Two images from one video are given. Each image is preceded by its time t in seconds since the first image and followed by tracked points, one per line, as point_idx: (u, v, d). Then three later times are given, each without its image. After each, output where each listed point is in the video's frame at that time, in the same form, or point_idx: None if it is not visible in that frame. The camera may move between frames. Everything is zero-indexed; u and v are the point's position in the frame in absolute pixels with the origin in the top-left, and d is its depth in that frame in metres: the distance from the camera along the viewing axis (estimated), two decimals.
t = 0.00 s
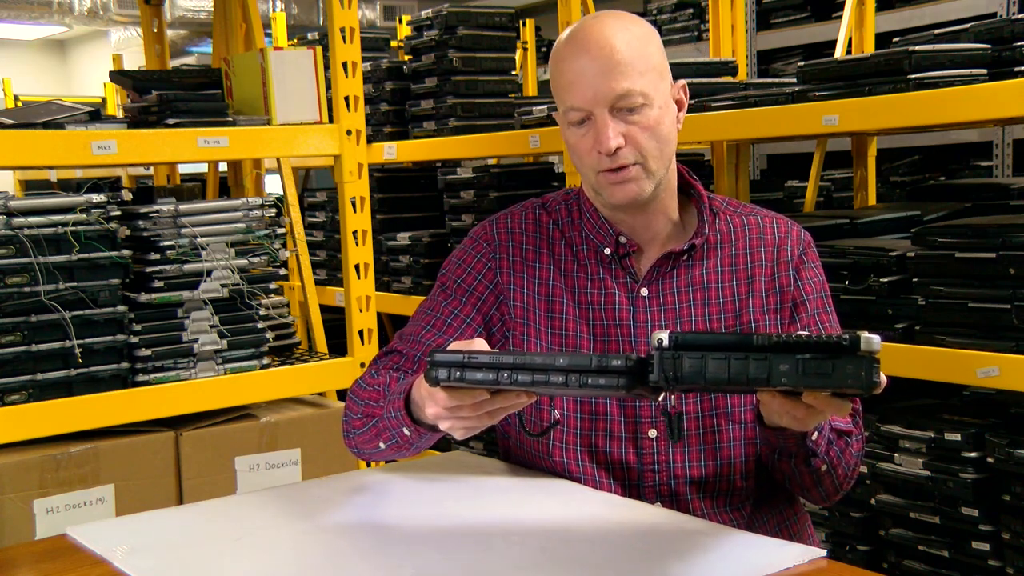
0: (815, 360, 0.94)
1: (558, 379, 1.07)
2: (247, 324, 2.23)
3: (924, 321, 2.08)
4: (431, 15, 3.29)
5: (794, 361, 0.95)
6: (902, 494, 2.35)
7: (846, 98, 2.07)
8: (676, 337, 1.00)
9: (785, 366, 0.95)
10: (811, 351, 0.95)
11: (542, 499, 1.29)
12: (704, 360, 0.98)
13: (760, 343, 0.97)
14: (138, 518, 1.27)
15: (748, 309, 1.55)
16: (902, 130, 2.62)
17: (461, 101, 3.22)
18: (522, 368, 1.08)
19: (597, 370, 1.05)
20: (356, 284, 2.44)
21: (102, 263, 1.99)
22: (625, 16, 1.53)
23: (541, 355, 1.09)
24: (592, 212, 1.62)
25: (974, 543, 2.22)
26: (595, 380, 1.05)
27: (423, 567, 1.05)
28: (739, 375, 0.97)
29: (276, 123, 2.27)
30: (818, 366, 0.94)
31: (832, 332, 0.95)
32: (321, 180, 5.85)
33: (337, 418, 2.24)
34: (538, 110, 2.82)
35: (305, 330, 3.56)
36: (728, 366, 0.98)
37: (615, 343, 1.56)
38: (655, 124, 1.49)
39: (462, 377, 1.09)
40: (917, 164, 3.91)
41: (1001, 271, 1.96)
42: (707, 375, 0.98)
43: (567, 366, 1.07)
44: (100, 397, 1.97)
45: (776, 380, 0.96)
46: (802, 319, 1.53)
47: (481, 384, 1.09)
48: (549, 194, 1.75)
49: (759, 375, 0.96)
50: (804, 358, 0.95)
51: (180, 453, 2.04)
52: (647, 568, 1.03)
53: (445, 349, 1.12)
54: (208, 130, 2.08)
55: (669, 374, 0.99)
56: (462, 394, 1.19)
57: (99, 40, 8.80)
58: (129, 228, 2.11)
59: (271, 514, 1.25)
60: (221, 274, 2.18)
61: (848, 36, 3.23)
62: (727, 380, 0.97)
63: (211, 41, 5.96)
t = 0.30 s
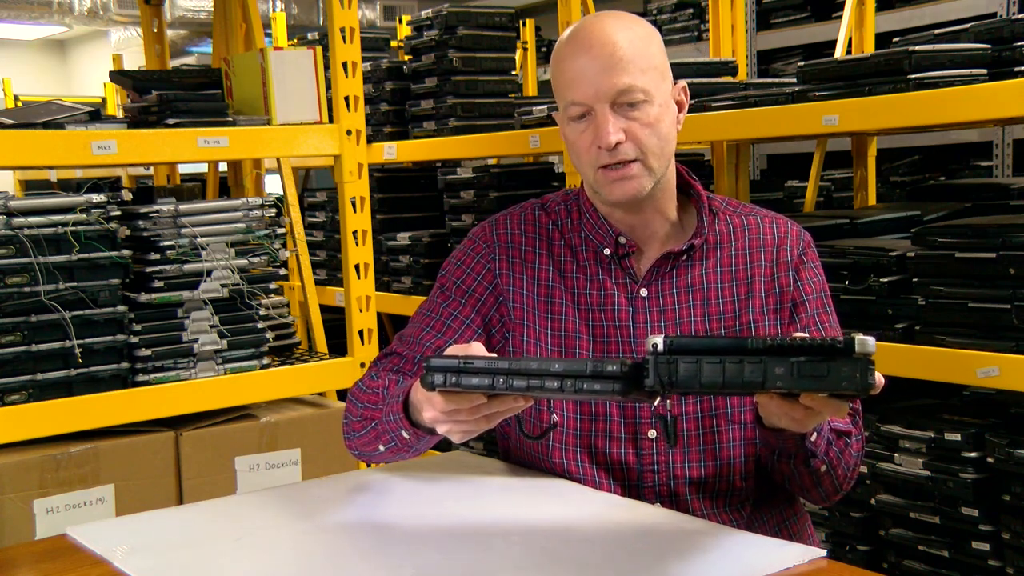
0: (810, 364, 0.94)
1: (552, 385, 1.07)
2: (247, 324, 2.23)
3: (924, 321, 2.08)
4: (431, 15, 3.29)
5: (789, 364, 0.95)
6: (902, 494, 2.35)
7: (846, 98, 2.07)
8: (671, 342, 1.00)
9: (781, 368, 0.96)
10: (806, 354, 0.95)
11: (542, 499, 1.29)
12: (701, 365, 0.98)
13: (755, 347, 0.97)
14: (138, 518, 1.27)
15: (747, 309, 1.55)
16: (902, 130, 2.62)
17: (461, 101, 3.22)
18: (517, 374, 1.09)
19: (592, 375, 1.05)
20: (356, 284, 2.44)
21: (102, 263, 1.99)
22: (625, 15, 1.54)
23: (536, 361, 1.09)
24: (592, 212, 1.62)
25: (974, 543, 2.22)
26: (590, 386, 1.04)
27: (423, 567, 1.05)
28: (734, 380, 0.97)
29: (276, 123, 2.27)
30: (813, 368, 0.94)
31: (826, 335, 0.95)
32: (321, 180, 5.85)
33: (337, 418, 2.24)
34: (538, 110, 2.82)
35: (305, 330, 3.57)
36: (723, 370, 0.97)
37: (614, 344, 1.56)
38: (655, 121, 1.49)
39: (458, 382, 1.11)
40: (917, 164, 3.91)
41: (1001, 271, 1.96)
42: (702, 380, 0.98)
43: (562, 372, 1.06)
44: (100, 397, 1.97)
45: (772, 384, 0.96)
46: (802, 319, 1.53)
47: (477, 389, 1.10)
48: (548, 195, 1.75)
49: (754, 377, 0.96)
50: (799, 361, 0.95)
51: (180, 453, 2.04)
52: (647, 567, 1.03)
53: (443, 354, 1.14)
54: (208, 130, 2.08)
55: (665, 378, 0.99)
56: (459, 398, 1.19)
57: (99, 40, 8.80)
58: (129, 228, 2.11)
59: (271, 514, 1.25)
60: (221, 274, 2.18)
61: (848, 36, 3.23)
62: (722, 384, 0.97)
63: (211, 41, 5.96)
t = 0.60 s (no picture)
0: (762, 388, 0.92)
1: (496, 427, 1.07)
2: (247, 324, 2.23)
3: (924, 321, 2.08)
4: (431, 15, 3.29)
5: (741, 388, 0.93)
6: (902, 494, 2.35)
7: (846, 98, 2.07)
8: (631, 361, 1.01)
9: (734, 392, 0.94)
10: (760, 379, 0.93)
11: (542, 498, 1.29)
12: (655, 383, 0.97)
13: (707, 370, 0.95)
14: (139, 518, 1.27)
15: (750, 311, 1.53)
16: (901, 130, 2.62)
17: (461, 101, 3.22)
18: (467, 408, 1.09)
19: (535, 417, 1.03)
20: (356, 284, 2.44)
21: (102, 263, 1.99)
22: (636, 14, 1.54)
23: (486, 399, 1.09)
24: (596, 212, 1.62)
25: (974, 543, 2.22)
26: (531, 427, 1.03)
27: (424, 567, 1.05)
28: (686, 401, 0.96)
29: (276, 123, 2.27)
30: (765, 394, 0.92)
31: (782, 362, 0.94)
32: (321, 180, 5.85)
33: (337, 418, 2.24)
34: (538, 110, 2.82)
35: (305, 330, 3.57)
36: (678, 390, 0.96)
37: (615, 344, 1.55)
38: (664, 122, 1.49)
39: (409, 413, 1.14)
40: (917, 164, 3.91)
41: (1001, 271, 1.96)
42: (657, 399, 0.98)
43: (507, 411, 1.06)
44: (100, 397, 1.97)
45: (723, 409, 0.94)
46: (804, 321, 1.52)
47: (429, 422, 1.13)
48: (551, 195, 1.75)
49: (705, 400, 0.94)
50: (752, 384, 0.93)
51: (180, 453, 2.04)
52: (648, 566, 1.03)
53: (402, 384, 1.17)
54: (208, 130, 2.08)
55: (621, 397, 1.00)
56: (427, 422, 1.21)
57: (99, 40, 8.80)
58: (129, 228, 2.11)
59: (271, 514, 1.25)
60: (221, 274, 2.18)
61: (848, 36, 3.23)
62: (675, 404, 0.96)
63: (211, 40, 5.96)
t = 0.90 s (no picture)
0: (662, 433, 0.95)
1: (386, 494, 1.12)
2: (247, 324, 2.23)
3: (924, 320, 2.08)
4: (431, 15, 3.29)
5: (643, 434, 0.96)
6: (902, 494, 2.35)
7: (846, 98, 2.07)
8: (547, 397, 1.06)
9: (639, 436, 0.97)
10: (659, 425, 0.96)
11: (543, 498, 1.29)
12: (574, 423, 1.03)
13: (615, 414, 0.99)
14: (139, 518, 1.27)
15: (751, 313, 1.52)
16: (901, 130, 2.61)
17: (461, 101, 3.22)
18: (365, 473, 1.15)
19: (414, 491, 1.08)
20: (356, 284, 2.44)
21: (102, 263, 1.99)
22: (647, 14, 1.53)
23: (381, 464, 1.13)
24: (601, 212, 1.63)
25: (974, 543, 2.22)
26: (412, 500, 1.08)
27: (425, 567, 1.05)
28: (599, 444, 1.00)
29: (276, 123, 2.27)
30: (665, 440, 0.95)
31: (683, 406, 0.95)
32: (321, 180, 5.85)
33: (336, 418, 2.24)
34: (538, 110, 2.82)
35: (305, 330, 3.57)
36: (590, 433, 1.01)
37: (615, 343, 1.57)
38: (670, 126, 1.48)
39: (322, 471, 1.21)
40: (917, 164, 3.91)
41: (1000, 271, 1.96)
42: (573, 438, 1.03)
43: (395, 480, 1.11)
44: (100, 397, 1.97)
45: (631, 451, 0.97)
46: (806, 325, 1.50)
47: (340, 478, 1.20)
48: (560, 194, 1.77)
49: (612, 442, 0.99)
50: (654, 429, 0.96)
51: (180, 453, 2.04)
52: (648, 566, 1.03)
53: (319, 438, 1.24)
54: (208, 130, 2.08)
55: (539, 434, 1.06)
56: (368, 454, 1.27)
57: (99, 40, 8.80)
58: (129, 228, 2.11)
59: (272, 514, 1.25)
60: (221, 274, 2.18)
61: (848, 36, 3.23)
62: (590, 446, 1.01)
63: (211, 41, 5.96)
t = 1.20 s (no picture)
0: (579, 467, 0.98)
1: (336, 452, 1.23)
2: (247, 324, 2.23)
3: (924, 321, 2.08)
4: (431, 15, 3.29)
5: (562, 466, 1.00)
6: (902, 494, 2.35)
7: (846, 98, 2.07)
8: (477, 424, 1.09)
9: (558, 467, 1.00)
10: (577, 459, 0.98)
11: (542, 498, 1.29)
12: (501, 452, 1.06)
13: (537, 445, 1.02)
14: (139, 518, 1.27)
15: (744, 314, 1.51)
16: (901, 130, 2.61)
17: (461, 102, 3.22)
18: (317, 435, 1.26)
19: (360, 446, 1.20)
20: (356, 284, 2.43)
21: (102, 263, 1.99)
22: (648, 16, 1.53)
23: (329, 425, 1.25)
24: (598, 211, 1.64)
25: (974, 543, 2.22)
26: (359, 455, 1.20)
27: (426, 567, 1.05)
28: (523, 472, 1.03)
29: (276, 123, 2.27)
30: (582, 473, 0.98)
31: (598, 440, 0.97)
32: (321, 180, 5.85)
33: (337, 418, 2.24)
34: (538, 110, 2.82)
35: (305, 330, 3.57)
36: (514, 462, 1.04)
37: (608, 342, 1.57)
38: (665, 129, 1.48)
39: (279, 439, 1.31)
40: (917, 164, 3.91)
41: (1000, 271, 1.97)
42: (498, 465, 1.06)
43: (342, 438, 1.22)
44: (100, 397, 1.98)
45: (551, 481, 1.01)
46: (800, 326, 1.48)
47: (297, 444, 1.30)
48: (562, 193, 1.77)
49: (535, 473, 1.02)
50: (571, 462, 0.99)
51: (180, 453, 2.04)
52: (650, 566, 1.03)
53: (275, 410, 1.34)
54: (208, 130, 2.08)
55: (469, 458, 1.10)
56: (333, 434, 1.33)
57: (99, 40, 8.79)
58: (129, 228, 2.11)
59: (271, 514, 1.25)
60: (221, 274, 2.18)
61: (848, 36, 3.22)
62: (513, 474, 1.05)
63: (211, 41, 5.96)
